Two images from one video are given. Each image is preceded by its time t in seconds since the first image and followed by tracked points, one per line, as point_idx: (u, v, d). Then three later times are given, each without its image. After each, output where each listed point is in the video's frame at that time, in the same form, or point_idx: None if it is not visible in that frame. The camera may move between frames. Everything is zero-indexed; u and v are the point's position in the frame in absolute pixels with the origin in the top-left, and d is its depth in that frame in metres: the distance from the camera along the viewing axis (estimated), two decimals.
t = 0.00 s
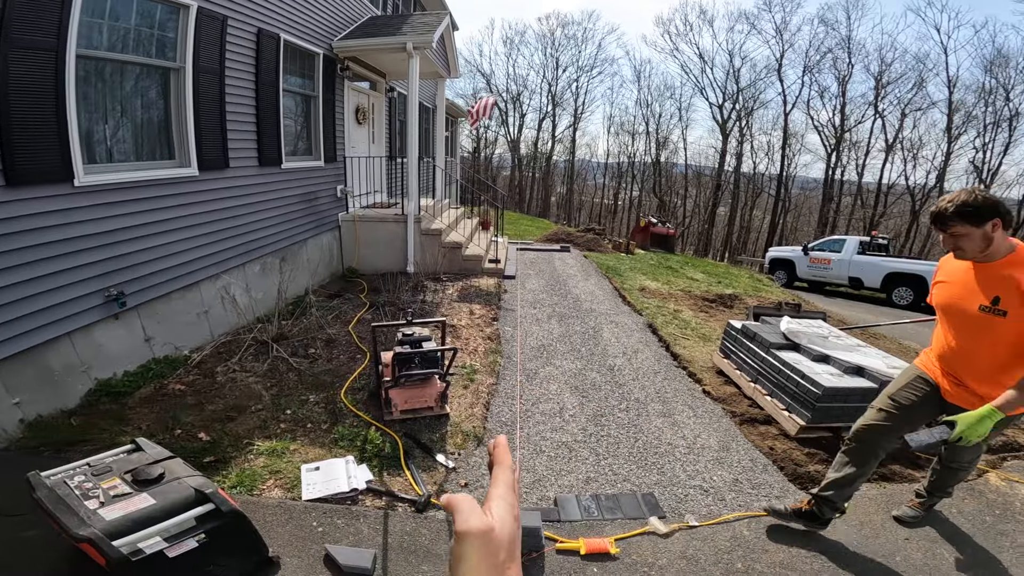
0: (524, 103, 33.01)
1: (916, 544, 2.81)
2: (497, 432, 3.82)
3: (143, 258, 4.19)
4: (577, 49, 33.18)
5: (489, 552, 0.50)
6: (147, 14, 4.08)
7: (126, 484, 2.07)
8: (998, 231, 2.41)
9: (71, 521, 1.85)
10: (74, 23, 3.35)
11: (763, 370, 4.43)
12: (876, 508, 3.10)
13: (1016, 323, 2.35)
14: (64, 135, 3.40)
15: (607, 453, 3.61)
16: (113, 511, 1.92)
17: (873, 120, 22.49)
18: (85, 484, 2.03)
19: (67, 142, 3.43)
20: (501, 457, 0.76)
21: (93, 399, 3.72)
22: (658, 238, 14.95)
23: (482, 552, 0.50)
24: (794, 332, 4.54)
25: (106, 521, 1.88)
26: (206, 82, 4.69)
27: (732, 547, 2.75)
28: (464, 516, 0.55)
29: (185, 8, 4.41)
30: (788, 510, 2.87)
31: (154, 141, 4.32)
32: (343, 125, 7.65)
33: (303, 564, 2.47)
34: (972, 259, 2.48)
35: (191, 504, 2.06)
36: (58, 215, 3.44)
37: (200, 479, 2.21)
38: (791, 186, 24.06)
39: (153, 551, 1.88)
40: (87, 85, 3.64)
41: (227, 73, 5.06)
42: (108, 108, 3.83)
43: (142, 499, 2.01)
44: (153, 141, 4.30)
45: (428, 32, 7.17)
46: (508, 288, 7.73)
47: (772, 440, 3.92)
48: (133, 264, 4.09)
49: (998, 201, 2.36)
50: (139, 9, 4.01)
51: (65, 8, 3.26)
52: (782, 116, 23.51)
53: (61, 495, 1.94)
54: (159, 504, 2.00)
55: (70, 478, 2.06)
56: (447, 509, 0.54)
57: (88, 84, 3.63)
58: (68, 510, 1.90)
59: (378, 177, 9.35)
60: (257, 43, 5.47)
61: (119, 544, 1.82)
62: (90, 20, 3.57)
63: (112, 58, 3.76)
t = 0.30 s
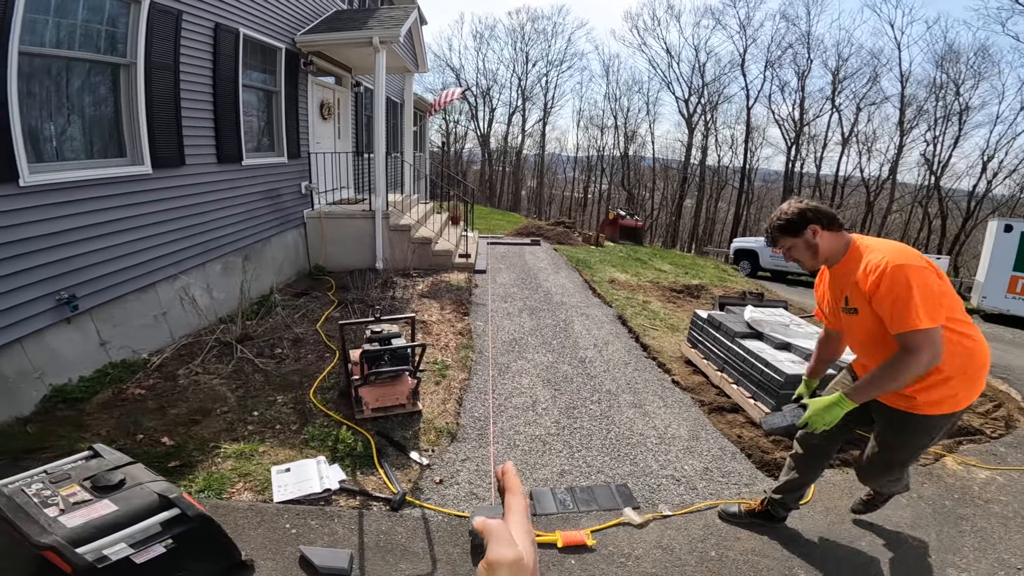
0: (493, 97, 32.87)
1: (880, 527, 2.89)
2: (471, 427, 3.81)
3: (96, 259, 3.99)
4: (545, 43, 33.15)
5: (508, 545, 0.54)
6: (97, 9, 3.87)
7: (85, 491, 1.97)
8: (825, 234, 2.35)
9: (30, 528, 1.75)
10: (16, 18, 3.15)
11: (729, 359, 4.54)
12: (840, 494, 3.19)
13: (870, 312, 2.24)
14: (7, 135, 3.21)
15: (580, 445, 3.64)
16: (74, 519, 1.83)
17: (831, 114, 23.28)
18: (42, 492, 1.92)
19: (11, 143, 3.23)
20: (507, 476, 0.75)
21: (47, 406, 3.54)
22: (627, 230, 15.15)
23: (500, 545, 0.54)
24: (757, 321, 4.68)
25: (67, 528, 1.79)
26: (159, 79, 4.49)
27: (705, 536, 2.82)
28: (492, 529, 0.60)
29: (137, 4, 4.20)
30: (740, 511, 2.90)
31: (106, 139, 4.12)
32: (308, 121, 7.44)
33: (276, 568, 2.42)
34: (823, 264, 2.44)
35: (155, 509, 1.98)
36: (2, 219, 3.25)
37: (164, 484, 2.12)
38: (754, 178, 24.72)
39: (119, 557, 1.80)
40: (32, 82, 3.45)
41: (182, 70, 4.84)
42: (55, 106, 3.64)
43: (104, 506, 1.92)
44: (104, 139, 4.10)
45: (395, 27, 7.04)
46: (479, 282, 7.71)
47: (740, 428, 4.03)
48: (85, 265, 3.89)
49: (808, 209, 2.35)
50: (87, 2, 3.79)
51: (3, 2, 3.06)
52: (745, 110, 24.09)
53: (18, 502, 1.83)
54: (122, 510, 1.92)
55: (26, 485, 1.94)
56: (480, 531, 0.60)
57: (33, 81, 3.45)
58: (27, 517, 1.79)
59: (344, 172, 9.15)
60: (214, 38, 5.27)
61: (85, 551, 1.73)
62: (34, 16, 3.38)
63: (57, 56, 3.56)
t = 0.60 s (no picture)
0: (485, 93, 32.77)
1: (871, 523, 2.92)
2: (465, 424, 3.81)
3: (86, 258, 3.95)
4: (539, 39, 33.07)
5: (519, 535, 0.54)
6: (85, 7, 3.82)
7: (79, 491, 1.96)
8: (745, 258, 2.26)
9: (25, 528, 1.74)
10: (2, 17, 3.11)
11: (721, 354, 4.58)
12: (832, 488, 3.23)
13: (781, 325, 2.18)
14: None
15: (575, 441, 3.66)
16: (68, 518, 1.82)
17: (822, 111, 23.42)
18: (36, 492, 1.91)
19: None
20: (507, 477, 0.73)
21: (38, 407, 3.51)
22: (620, 226, 15.19)
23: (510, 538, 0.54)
24: (750, 315, 4.70)
25: (62, 529, 1.78)
26: (148, 76, 4.43)
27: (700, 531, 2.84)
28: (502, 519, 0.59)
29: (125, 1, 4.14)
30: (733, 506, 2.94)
31: (94, 138, 4.08)
32: (299, 118, 7.37)
33: (272, 567, 2.41)
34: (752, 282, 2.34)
35: (150, 508, 1.97)
36: None
37: (158, 483, 2.11)
38: (746, 175, 24.86)
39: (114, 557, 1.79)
40: (19, 81, 3.41)
41: (171, 68, 4.79)
42: (43, 105, 3.61)
43: (98, 505, 1.90)
44: (93, 137, 4.06)
45: (387, 23, 7.00)
46: (473, 279, 7.70)
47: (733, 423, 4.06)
48: (74, 265, 3.85)
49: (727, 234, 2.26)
50: None
51: None
52: (738, 107, 24.18)
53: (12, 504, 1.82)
54: (117, 509, 1.91)
55: (19, 486, 1.93)
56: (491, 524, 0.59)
57: (21, 80, 3.42)
58: (21, 518, 1.78)
59: (337, 169, 9.10)
60: (204, 35, 5.21)
61: (80, 551, 1.72)
62: (20, 14, 3.33)
63: (43, 54, 3.51)
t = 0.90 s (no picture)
0: (482, 91, 32.67)
1: (868, 519, 2.95)
2: (464, 421, 3.82)
3: (82, 257, 3.93)
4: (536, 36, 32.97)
5: (623, 488, 0.65)
6: (79, 5, 3.79)
7: (79, 490, 1.95)
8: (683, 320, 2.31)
9: (25, 528, 1.74)
10: None
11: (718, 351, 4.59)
12: (829, 484, 3.27)
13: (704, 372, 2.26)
14: None
15: (573, 438, 3.68)
16: (69, 517, 1.82)
17: (819, 108, 23.46)
18: (36, 491, 1.91)
19: None
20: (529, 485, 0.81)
21: (35, 406, 3.50)
22: (617, 223, 15.21)
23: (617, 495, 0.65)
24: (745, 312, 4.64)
25: (62, 528, 1.78)
26: (144, 74, 4.40)
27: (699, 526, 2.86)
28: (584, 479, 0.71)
29: None
30: (733, 502, 2.98)
31: (90, 136, 4.05)
32: (296, 116, 7.33)
33: (273, 565, 2.42)
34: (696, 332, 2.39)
35: (150, 507, 1.97)
36: None
37: (158, 481, 2.11)
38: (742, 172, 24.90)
39: (116, 556, 1.79)
40: (14, 80, 3.41)
41: (166, 66, 4.75)
42: (37, 103, 3.59)
43: (99, 504, 1.90)
44: (88, 136, 4.04)
45: (383, 20, 6.97)
46: (470, 277, 7.70)
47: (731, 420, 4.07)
48: (71, 264, 3.83)
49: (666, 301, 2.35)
50: None
51: None
52: (734, 104, 24.21)
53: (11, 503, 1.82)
54: (117, 508, 1.91)
55: (19, 485, 1.93)
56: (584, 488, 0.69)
57: (15, 79, 3.41)
58: (22, 518, 1.78)
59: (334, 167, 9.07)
60: (200, 34, 5.18)
61: (80, 550, 1.72)
62: (14, 13, 3.32)
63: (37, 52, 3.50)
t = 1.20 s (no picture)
0: (480, 89, 32.60)
1: (867, 516, 2.97)
2: (463, 419, 3.82)
3: (80, 256, 3.92)
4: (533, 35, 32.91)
5: (586, 479, 0.72)
6: (75, 4, 3.77)
7: (78, 490, 1.95)
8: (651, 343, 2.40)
9: (25, 528, 1.74)
10: None
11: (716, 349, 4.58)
12: (827, 481, 3.28)
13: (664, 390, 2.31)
14: None
15: (572, 436, 3.68)
16: (68, 516, 1.82)
17: (816, 107, 23.49)
18: (35, 491, 1.90)
19: None
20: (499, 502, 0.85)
21: (33, 406, 3.49)
22: (615, 222, 15.22)
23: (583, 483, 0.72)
24: (744, 310, 4.55)
25: (62, 527, 1.78)
26: (140, 73, 4.38)
27: (698, 523, 2.87)
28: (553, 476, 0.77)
29: None
30: (729, 501, 2.98)
31: (86, 135, 4.03)
32: (293, 115, 7.31)
33: (273, 564, 2.42)
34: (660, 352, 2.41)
35: (150, 506, 1.97)
36: None
37: (157, 480, 2.10)
38: (739, 170, 24.92)
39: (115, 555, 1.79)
40: (9, 80, 3.40)
41: (163, 64, 4.73)
42: (32, 102, 3.58)
43: (99, 504, 1.90)
44: (84, 135, 4.02)
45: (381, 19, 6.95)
46: (468, 275, 7.70)
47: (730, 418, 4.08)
48: (68, 263, 3.82)
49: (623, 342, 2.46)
50: None
51: None
52: (732, 103, 24.23)
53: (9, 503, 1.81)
54: (117, 508, 1.91)
55: (18, 485, 1.93)
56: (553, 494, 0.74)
57: (11, 78, 3.40)
58: (21, 517, 1.78)
59: (331, 166, 9.04)
60: (196, 32, 5.16)
61: (80, 549, 1.72)
62: (9, 12, 3.30)
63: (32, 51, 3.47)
